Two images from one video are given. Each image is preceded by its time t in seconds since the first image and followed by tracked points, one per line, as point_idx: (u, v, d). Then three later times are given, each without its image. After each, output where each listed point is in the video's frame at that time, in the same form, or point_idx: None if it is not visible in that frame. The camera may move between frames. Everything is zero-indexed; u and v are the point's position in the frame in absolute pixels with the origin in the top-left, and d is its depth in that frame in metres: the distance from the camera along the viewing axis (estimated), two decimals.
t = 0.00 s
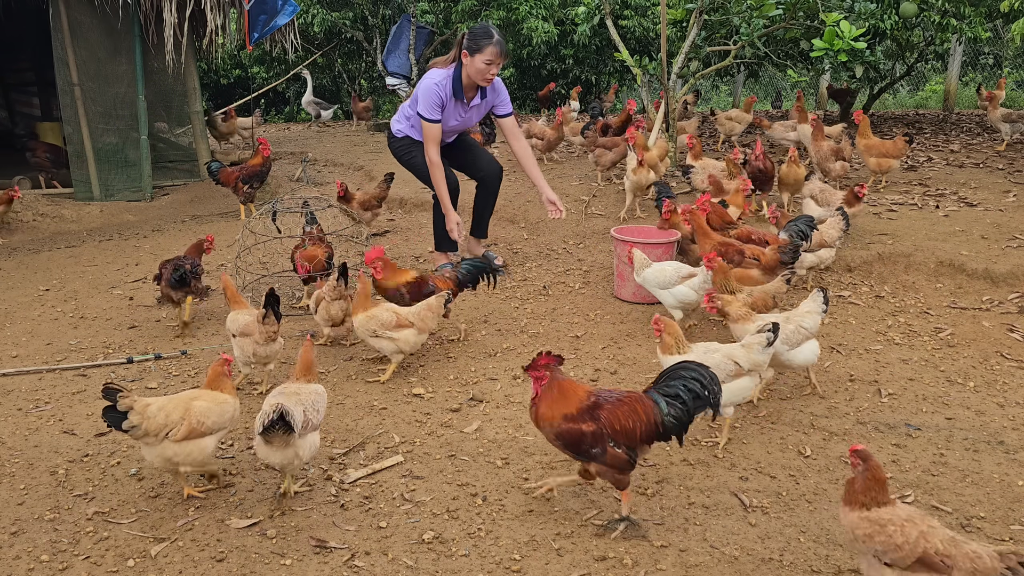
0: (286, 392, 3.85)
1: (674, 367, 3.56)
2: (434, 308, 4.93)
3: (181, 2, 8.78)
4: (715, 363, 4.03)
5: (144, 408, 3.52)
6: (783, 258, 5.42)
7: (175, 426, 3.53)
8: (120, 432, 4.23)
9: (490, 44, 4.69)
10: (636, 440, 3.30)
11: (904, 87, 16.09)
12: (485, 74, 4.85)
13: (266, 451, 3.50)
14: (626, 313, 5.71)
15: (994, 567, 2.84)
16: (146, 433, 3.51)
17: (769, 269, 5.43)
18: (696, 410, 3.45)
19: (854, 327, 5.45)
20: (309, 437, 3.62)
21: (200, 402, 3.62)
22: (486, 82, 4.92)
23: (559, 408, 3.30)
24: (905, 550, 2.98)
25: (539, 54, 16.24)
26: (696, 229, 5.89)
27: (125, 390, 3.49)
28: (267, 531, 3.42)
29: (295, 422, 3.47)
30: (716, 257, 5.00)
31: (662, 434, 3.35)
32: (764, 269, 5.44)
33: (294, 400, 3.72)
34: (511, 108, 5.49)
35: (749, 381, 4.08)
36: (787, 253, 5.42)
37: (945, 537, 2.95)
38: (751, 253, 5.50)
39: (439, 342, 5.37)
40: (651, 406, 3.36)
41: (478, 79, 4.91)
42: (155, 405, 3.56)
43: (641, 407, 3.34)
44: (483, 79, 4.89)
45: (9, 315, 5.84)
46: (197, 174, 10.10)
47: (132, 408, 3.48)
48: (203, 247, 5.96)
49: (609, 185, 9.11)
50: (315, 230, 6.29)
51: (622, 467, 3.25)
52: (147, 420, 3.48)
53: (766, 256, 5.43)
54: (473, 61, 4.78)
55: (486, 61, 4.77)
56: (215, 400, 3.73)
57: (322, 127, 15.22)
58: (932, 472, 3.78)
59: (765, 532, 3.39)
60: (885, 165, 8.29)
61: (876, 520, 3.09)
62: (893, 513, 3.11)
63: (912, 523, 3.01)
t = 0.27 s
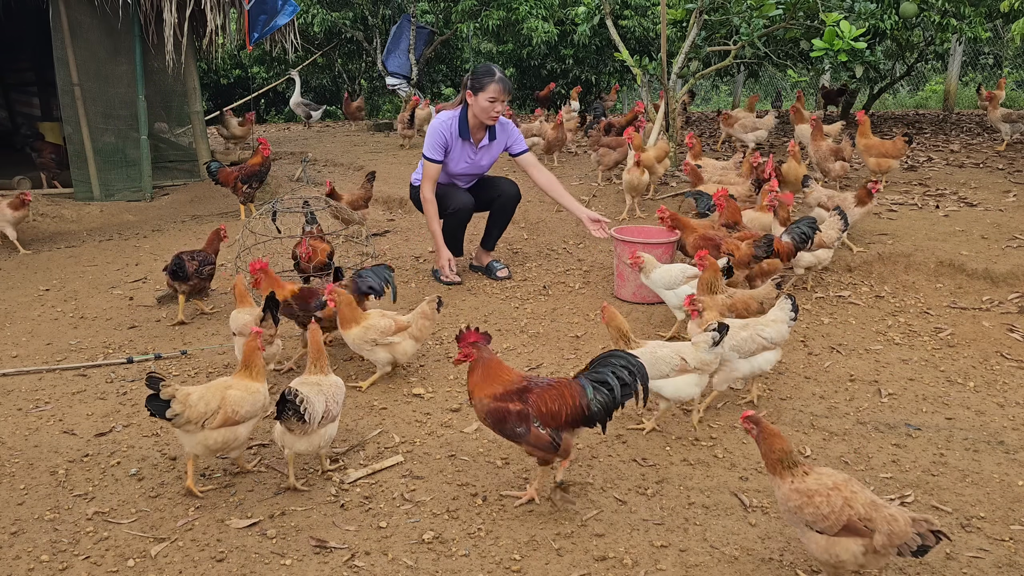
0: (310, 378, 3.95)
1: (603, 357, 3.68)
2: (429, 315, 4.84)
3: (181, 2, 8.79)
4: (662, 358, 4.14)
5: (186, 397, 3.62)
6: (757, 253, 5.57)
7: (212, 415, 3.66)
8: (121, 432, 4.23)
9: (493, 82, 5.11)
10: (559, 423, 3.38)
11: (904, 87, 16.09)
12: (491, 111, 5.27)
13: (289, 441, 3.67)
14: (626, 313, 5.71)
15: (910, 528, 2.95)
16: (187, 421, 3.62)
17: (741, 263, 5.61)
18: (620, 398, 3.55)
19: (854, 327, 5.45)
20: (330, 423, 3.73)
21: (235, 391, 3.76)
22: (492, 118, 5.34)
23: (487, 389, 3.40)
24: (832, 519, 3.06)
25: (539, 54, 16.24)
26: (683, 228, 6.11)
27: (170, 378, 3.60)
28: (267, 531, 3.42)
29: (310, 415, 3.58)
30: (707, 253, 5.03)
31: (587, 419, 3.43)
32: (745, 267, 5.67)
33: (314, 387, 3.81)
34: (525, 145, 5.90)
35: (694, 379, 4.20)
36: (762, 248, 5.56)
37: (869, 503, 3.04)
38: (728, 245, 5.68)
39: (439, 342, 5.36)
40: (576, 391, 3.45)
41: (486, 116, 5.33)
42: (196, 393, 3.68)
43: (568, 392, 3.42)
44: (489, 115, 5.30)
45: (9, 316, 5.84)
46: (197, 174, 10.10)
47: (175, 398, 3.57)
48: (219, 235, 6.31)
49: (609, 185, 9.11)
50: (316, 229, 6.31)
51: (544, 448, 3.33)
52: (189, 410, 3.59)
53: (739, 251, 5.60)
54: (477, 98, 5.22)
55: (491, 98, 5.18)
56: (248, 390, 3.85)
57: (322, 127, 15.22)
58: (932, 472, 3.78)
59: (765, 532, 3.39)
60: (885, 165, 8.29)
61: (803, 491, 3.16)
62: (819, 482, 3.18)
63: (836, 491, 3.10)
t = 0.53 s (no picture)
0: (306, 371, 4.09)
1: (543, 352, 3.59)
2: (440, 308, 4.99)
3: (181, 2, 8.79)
4: (645, 360, 3.99)
5: (207, 387, 3.69)
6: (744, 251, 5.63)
7: (230, 407, 3.71)
8: (120, 432, 4.23)
9: (483, 104, 5.18)
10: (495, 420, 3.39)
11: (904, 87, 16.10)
12: (484, 131, 5.34)
13: (301, 431, 3.83)
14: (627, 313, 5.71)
15: (865, 501, 3.10)
16: (208, 411, 3.68)
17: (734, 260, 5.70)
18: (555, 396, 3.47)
19: (853, 327, 5.46)
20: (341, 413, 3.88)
21: (252, 382, 3.81)
22: (488, 139, 5.41)
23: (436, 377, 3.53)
24: (800, 503, 3.11)
25: (539, 54, 16.25)
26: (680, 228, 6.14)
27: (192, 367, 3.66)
28: (267, 531, 3.42)
29: (320, 405, 3.74)
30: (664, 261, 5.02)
31: (522, 418, 3.39)
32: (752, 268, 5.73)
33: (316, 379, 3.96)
34: (529, 162, 5.82)
35: (678, 380, 4.06)
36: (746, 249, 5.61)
37: (828, 484, 3.14)
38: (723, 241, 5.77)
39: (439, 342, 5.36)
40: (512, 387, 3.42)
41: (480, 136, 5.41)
42: (216, 383, 3.74)
43: (505, 390, 3.38)
44: (483, 136, 5.38)
45: (9, 316, 5.84)
46: (197, 174, 10.10)
47: (196, 386, 3.62)
48: (219, 233, 6.41)
49: (610, 185, 9.11)
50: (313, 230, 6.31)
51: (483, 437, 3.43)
52: (209, 399, 3.64)
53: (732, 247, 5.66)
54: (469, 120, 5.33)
55: (483, 118, 5.27)
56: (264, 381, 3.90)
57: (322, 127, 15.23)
58: (932, 472, 3.78)
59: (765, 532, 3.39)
60: (885, 165, 8.29)
61: (768, 480, 3.19)
62: (778, 469, 3.23)
63: (797, 475, 3.17)
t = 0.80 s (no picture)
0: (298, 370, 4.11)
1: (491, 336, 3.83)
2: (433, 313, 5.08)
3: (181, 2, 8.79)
4: (643, 364, 4.10)
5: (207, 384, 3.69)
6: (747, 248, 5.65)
7: (229, 406, 3.71)
8: (120, 432, 4.22)
9: (474, 101, 5.26)
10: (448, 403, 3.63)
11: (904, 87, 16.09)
12: (478, 129, 5.41)
13: (302, 425, 3.86)
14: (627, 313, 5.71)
15: (826, 485, 3.15)
16: (207, 409, 3.67)
17: (738, 257, 5.72)
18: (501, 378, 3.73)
19: (853, 327, 5.46)
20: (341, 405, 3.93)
21: (252, 379, 3.79)
22: (482, 136, 5.48)
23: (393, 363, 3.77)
24: (764, 485, 3.17)
25: (539, 54, 16.25)
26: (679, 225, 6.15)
27: (198, 363, 3.66)
28: (267, 531, 3.42)
29: (318, 396, 3.78)
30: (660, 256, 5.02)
31: (474, 401, 3.64)
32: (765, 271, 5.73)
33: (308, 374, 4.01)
34: (525, 156, 5.96)
35: (673, 381, 4.18)
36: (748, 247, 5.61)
37: (789, 467, 3.19)
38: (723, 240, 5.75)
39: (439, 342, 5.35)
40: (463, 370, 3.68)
41: (473, 134, 5.48)
42: (215, 381, 3.72)
43: (459, 373, 3.63)
44: (477, 134, 5.45)
45: (9, 316, 5.84)
46: (197, 174, 10.10)
47: (200, 382, 3.62)
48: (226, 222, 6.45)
49: (610, 185, 9.12)
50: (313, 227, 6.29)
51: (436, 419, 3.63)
52: (210, 396, 3.64)
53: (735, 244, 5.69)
54: (462, 119, 5.40)
55: (475, 117, 5.34)
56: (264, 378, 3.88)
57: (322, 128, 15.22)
58: (932, 472, 3.78)
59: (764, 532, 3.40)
60: (885, 165, 8.29)
61: (731, 460, 3.24)
62: (747, 454, 3.27)
63: (760, 457, 3.22)
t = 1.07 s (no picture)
0: (295, 368, 4.16)
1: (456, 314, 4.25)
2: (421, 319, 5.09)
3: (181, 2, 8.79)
4: (641, 365, 3.99)
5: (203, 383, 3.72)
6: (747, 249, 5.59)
7: (225, 405, 3.71)
8: (121, 432, 4.23)
9: (461, 102, 5.27)
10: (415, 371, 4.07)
11: (904, 87, 16.09)
12: (465, 130, 5.42)
13: (309, 422, 3.93)
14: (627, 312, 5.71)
15: (806, 486, 3.13)
16: (203, 409, 3.69)
17: (737, 258, 5.66)
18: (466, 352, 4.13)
19: (853, 327, 5.46)
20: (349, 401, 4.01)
21: (248, 379, 3.80)
22: (470, 138, 5.48)
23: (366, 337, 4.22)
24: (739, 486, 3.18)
25: (539, 54, 16.25)
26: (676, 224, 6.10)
27: (195, 363, 3.70)
28: (267, 531, 3.42)
29: (328, 393, 3.89)
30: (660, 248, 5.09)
31: (436, 372, 4.06)
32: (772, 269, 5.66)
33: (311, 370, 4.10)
34: (518, 154, 5.98)
35: (670, 384, 4.07)
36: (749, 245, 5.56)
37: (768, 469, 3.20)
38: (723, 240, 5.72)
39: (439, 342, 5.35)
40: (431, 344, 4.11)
41: (461, 136, 5.48)
42: (211, 380, 3.74)
43: (423, 347, 4.06)
44: (465, 136, 5.46)
45: (9, 315, 5.84)
46: (197, 174, 10.10)
47: (197, 381, 3.65)
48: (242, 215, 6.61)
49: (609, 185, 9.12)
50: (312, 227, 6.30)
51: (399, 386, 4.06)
52: (206, 396, 3.66)
53: (734, 245, 5.64)
54: (451, 121, 5.40)
55: (461, 118, 5.35)
56: (261, 377, 3.88)
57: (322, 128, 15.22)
58: (932, 472, 3.78)
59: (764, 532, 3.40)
60: (885, 165, 8.29)
61: (711, 459, 3.27)
62: (744, 453, 3.28)
63: (740, 458, 3.23)
